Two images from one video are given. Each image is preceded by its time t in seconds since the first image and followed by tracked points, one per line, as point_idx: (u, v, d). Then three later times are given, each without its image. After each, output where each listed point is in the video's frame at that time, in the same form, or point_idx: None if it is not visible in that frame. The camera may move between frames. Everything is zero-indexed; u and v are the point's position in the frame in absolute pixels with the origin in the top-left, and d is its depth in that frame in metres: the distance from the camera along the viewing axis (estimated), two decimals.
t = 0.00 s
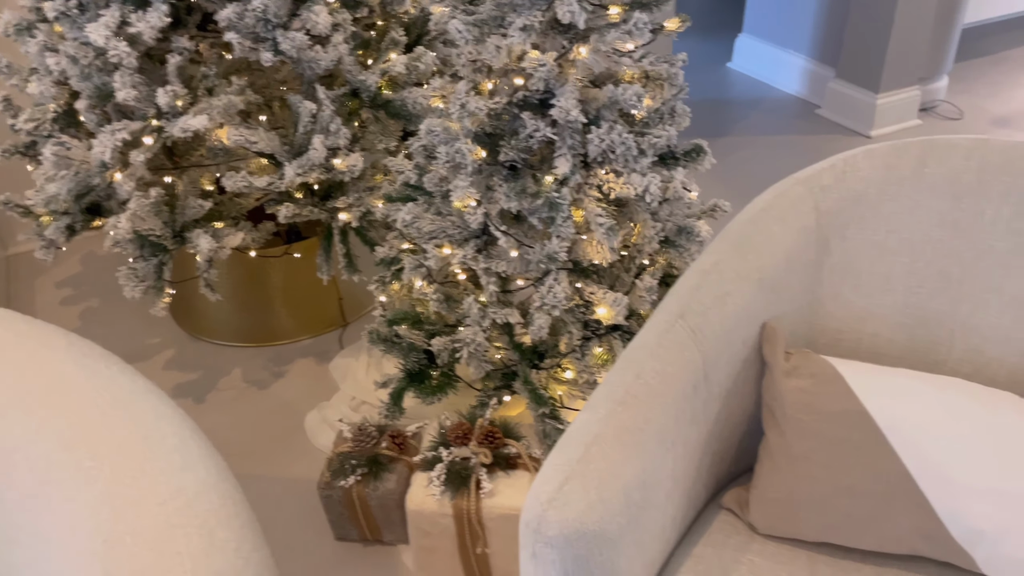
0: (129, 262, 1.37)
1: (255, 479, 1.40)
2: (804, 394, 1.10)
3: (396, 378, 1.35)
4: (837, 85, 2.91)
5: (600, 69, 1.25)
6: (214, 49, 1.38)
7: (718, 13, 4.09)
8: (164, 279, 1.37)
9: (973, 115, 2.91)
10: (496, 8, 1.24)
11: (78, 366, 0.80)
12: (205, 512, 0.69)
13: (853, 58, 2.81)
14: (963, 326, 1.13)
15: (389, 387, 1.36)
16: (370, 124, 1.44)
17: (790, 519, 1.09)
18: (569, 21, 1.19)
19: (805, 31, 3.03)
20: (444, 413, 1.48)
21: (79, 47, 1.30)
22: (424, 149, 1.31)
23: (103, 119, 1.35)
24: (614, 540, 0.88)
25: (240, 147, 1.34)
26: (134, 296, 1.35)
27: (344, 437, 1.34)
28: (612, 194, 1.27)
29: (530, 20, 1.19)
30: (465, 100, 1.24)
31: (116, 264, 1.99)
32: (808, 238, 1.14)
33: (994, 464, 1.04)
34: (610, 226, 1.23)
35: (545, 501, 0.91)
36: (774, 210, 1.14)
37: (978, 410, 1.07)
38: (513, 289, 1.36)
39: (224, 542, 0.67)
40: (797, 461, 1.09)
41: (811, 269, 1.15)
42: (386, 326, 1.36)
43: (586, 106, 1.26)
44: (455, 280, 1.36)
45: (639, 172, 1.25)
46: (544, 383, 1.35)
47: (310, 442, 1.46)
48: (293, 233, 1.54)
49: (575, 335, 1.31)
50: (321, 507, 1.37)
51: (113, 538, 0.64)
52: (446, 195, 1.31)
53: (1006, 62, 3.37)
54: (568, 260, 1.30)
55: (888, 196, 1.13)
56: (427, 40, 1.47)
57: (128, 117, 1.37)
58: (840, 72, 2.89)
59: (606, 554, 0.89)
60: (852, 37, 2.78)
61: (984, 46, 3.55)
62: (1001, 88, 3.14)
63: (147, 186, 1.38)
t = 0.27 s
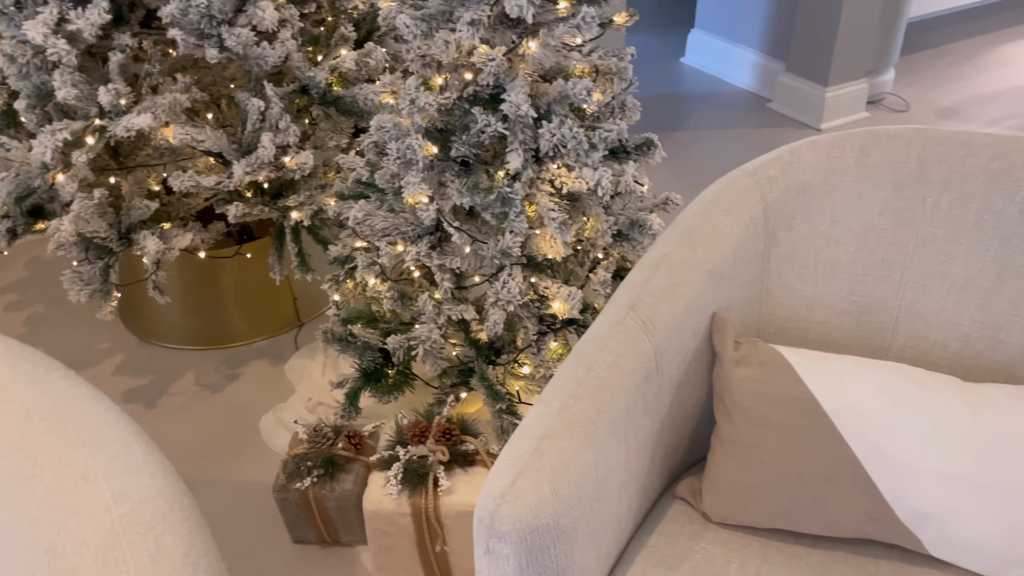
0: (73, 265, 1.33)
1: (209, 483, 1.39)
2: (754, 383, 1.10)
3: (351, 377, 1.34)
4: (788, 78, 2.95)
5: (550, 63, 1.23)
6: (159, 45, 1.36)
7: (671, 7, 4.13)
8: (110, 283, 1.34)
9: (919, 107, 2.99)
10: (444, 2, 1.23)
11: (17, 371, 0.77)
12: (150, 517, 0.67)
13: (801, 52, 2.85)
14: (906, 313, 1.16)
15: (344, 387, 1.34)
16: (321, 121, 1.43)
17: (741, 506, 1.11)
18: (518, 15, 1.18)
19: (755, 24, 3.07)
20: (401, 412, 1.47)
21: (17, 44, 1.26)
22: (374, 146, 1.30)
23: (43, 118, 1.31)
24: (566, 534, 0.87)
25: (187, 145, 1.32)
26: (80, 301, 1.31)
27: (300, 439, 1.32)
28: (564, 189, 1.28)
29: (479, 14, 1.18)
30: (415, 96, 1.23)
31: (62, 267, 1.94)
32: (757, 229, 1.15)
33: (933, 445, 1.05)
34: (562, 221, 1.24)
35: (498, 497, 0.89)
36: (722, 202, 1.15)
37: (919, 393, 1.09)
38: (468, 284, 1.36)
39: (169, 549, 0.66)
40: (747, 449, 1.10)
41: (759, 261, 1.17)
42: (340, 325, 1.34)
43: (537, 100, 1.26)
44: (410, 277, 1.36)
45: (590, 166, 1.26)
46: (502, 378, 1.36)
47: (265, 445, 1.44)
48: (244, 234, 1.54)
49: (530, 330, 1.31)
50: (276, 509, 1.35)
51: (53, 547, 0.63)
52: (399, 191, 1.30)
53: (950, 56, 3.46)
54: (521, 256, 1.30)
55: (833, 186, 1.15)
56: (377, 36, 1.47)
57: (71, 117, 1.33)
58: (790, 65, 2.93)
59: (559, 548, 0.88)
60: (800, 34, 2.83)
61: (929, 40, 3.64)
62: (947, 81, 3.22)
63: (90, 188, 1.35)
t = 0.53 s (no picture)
0: (16, 287, 1.32)
1: (160, 508, 1.36)
2: (704, 390, 1.11)
3: (306, 395, 1.32)
4: (735, 86, 3.01)
5: (498, 76, 1.24)
6: (100, 61, 1.33)
7: (620, 19, 4.19)
8: (54, 304, 1.33)
9: (861, 113, 3.07)
10: (391, 16, 1.23)
11: None
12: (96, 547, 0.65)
13: (748, 61, 2.91)
14: (850, 317, 1.18)
15: (299, 405, 1.33)
16: (270, 135, 1.41)
17: (695, 513, 1.11)
18: (465, 29, 1.18)
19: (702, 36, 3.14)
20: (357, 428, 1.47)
21: None
22: (324, 161, 1.29)
23: None
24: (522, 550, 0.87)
25: (132, 163, 1.30)
26: (22, 324, 1.30)
27: (254, 459, 1.30)
28: (515, 201, 1.27)
29: (425, 29, 1.18)
30: (364, 110, 1.22)
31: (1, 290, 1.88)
32: (704, 237, 1.17)
33: (877, 448, 1.07)
34: (515, 232, 1.23)
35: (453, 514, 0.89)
36: (669, 212, 1.16)
37: (864, 398, 1.10)
38: (423, 298, 1.36)
39: None
40: (700, 455, 1.11)
41: (708, 268, 1.18)
42: (293, 343, 1.33)
43: (487, 112, 1.26)
44: (363, 292, 1.35)
45: (541, 178, 1.26)
46: (458, 392, 1.36)
47: (218, 466, 1.42)
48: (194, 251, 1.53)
49: (486, 342, 1.31)
50: (230, 532, 1.33)
51: None
52: (350, 206, 1.29)
53: (892, 62, 3.56)
54: (474, 268, 1.29)
55: (777, 195, 1.17)
56: (326, 49, 1.47)
57: (12, 137, 1.29)
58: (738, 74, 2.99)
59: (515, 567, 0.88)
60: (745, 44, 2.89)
61: (872, 47, 3.74)
62: (889, 87, 3.31)
63: (31, 209, 1.32)
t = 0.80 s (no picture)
0: None
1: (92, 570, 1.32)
2: (640, 432, 1.12)
3: (243, 448, 1.29)
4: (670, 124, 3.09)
5: (433, 122, 1.26)
6: (27, 112, 1.33)
7: (559, 58, 4.31)
8: None
9: (792, 148, 3.18)
10: (324, 66, 1.24)
11: None
12: None
13: (682, 100, 3.00)
14: (782, 353, 1.20)
15: (237, 458, 1.29)
16: (204, 184, 1.40)
17: (637, 556, 1.10)
18: (397, 77, 1.18)
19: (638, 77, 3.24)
20: (297, 479, 1.44)
21: None
22: (258, 208, 1.28)
23: None
24: None
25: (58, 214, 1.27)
26: None
27: (189, 517, 1.27)
28: (453, 245, 1.26)
29: (358, 77, 1.19)
30: (297, 158, 1.21)
31: None
32: (638, 280, 1.18)
33: (813, 484, 1.07)
34: (453, 276, 1.23)
35: (389, 571, 0.86)
36: (604, 254, 1.17)
37: (796, 433, 1.11)
38: (362, 346, 1.34)
39: None
40: (639, 498, 1.10)
41: (643, 308, 1.19)
42: (228, 395, 1.31)
43: (422, 159, 1.25)
44: (300, 340, 1.33)
45: (478, 223, 1.26)
46: (400, 439, 1.33)
47: (152, 524, 1.40)
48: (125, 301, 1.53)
49: (427, 389, 1.30)
50: None
51: None
52: (285, 253, 1.27)
53: (823, 97, 3.72)
54: (414, 313, 1.29)
55: (706, 236, 1.19)
56: (259, 96, 1.45)
57: None
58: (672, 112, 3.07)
59: None
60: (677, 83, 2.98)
61: (804, 83, 3.90)
62: (821, 122, 3.45)
63: None
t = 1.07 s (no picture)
0: None
1: None
2: (592, 481, 1.07)
3: (190, 507, 1.26)
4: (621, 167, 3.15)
5: (382, 174, 1.25)
6: None
7: (510, 103, 4.39)
8: None
9: (739, 190, 3.27)
10: (270, 119, 1.23)
11: None
12: None
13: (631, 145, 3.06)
14: (730, 400, 1.21)
15: (184, 518, 1.26)
16: (147, 236, 1.45)
17: None
18: (343, 130, 1.18)
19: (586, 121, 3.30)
20: (246, 538, 1.42)
21: None
22: (204, 262, 1.26)
23: None
24: None
25: None
26: None
27: None
28: (404, 295, 1.26)
29: (304, 131, 1.18)
30: (243, 211, 1.19)
31: None
32: (587, 329, 1.18)
33: (768, 530, 1.04)
34: (403, 327, 1.23)
35: None
36: (553, 304, 1.16)
37: (745, 480, 1.09)
38: (312, 399, 1.33)
39: None
40: (591, 552, 1.04)
41: (593, 356, 1.19)
42: (173, 453, 1.29)
43: (371, 210, 1.25)
44: (248, 396, 1.31)
45: (428, 272, 1.26)
46: (352, 494, 1.31)
47: None
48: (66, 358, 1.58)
49: (378, 442, 1.29)
50: None
51: None
52: (231, 307, 1.26)
53: (768, 139, 3.84)
54: (364, 365, 1.27)
55: (653, 284, 1.21)
56: (206, 146, 1.54)
57: None
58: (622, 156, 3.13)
59: None
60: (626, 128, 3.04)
61: (747, 127, 4.03)
62: (767, 163, 3.56)
63: None
